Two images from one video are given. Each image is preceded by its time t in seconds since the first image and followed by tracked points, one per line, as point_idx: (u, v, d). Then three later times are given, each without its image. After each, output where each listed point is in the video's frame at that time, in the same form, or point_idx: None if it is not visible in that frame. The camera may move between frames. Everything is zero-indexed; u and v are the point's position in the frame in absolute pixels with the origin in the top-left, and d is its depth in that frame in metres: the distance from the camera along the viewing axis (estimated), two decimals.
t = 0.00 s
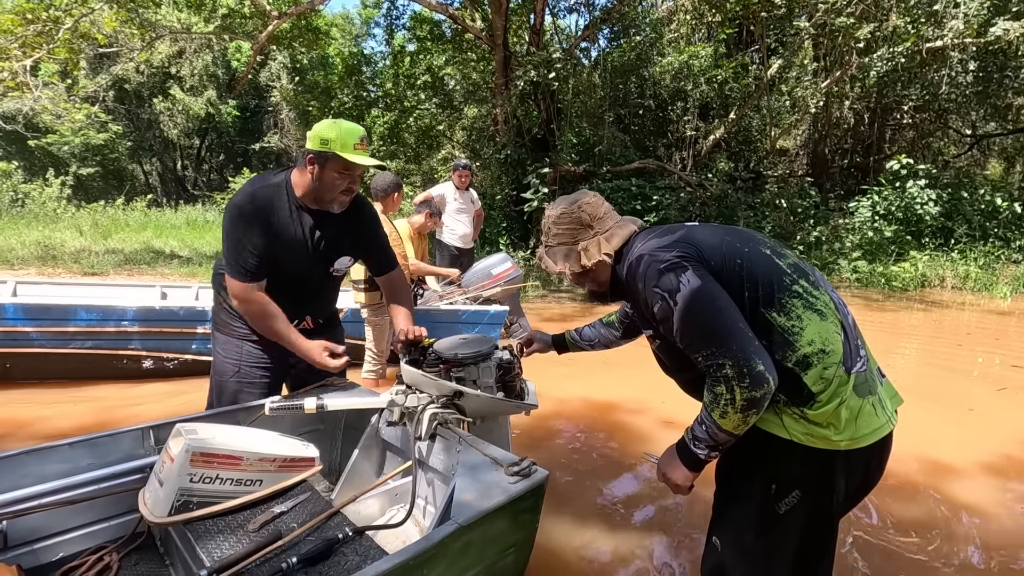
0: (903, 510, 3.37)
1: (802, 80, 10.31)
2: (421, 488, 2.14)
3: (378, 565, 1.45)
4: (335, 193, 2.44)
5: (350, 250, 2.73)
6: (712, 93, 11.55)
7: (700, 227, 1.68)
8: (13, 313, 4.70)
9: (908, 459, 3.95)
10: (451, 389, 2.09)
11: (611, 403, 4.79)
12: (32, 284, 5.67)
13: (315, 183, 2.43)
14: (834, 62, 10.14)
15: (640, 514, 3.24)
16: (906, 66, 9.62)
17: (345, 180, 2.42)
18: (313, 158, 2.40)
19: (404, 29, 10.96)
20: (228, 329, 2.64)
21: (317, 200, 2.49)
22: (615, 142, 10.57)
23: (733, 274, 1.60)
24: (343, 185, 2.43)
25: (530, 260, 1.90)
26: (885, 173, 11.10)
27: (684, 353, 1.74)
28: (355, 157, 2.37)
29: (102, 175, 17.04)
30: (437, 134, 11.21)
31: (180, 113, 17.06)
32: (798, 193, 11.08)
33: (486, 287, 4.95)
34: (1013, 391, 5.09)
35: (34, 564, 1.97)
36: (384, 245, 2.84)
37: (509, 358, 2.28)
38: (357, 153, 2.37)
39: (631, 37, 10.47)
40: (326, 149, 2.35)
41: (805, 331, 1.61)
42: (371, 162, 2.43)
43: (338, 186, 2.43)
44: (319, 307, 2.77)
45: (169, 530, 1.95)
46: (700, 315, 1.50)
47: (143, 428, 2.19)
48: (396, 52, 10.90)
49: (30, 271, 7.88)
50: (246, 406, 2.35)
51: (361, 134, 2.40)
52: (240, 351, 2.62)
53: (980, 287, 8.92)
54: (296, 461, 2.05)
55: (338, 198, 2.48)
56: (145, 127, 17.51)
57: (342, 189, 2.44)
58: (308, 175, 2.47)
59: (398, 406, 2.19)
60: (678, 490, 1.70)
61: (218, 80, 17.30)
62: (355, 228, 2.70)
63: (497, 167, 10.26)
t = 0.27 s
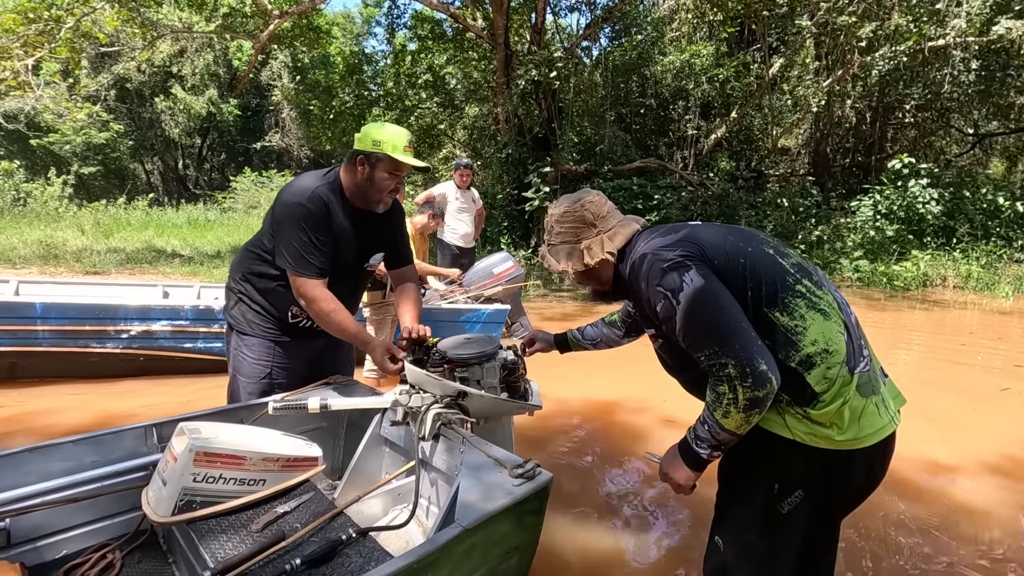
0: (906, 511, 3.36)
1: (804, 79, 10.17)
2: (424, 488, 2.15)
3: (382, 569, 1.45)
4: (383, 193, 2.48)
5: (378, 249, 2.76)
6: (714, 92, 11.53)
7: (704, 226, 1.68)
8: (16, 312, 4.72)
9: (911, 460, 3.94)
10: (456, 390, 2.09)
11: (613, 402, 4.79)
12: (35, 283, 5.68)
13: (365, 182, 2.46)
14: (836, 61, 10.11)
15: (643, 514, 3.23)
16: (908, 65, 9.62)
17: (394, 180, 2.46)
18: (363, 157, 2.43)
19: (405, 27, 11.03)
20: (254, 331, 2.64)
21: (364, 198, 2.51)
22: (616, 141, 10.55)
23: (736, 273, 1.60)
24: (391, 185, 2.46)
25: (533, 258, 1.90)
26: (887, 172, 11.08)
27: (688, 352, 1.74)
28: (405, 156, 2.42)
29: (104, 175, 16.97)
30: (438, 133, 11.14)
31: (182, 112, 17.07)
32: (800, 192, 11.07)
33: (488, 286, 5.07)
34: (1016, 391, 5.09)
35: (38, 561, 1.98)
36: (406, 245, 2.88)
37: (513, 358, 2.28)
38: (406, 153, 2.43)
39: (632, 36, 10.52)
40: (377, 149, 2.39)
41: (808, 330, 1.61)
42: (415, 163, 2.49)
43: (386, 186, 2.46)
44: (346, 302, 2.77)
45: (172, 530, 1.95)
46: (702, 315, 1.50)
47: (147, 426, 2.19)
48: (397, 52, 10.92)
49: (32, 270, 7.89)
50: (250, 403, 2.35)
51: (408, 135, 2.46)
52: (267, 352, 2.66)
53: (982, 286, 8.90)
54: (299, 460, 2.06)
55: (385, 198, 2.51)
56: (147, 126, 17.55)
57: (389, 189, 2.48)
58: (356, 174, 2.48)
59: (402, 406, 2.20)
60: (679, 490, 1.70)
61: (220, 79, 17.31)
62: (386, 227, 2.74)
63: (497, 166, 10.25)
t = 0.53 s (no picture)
0: (911, 511, 3.36)
1: (807, 78, 10.07)
2: (427, 487, 2.15)
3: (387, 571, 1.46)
4: (409, 196, 2.51)
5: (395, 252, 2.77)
6: (716, 91, 11.51)
7: (708, 225, 1.68)
8: (21, 311, 4.73)
9: (915, 460, 3.93)
10: (460, 389, 2.09)
11: (616, 402, 4.78)
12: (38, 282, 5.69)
13: (393, 184, 2.49)
14: (839, 60, 10.06)
15: (646, 513, 3.23)
16: (912, 64, 9.60)
17: (421, 184, 2.49)
18: (395, 159, 2.47)
19: (408, 27, 10.97)
20: (265, 326, 2.65)
21: (392, 200, 2.54)
22: (619, 140, 10.55)
23: (741, 273, 1.60)
24: (418, 190, 2.50)
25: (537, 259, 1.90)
26: (890, 172, 11.06)
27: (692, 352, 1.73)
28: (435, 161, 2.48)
29: (107, 174, 17.06)
30: (440, 133, 11.10)
31: (184, 112, 17.10)
32: (802, 191, 11.06)
33: (489, 285, 5.04)
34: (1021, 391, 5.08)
35: (42, 559, 1.97)
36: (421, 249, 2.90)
37: (517, 358, 2.28)
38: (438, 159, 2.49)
39: (634, 36, 10.50)
40: (410, 154, 2.45)
41: (813, 330, 1.60)
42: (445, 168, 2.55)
43: (411, 190, 2.49)
44: (360, 302, 2.78)
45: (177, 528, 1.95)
46: (707, 314, 1.49)
47: (150, 425, 2.20)
48: (399, 51, 10.93)
49: (36, 270, 7.91)
50: (253, 402, 2.35)
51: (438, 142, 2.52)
52: (277, 348, 2.67)
53: (985, 286, 8.87)
54: (303, 460, 2.06)
55: (411, 201, 2.54)
56: (150, 125, 17.60)
57: (415, 194, 2.50)
58: (385, 176, 2.51)
59: (406, 405, 2.20)
60: (683, 488, 1.70)
61: (222, 79, 17.35)
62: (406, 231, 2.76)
63: (500, 166, 10.25)
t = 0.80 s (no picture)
0: (913, 511, 3.35)
1: (808, 78, 9.98)
2: (428, 487, 2.16)
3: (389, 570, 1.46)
4: (404, 199, 2.49)
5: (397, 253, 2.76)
6: (717, 91, 11.50)
7: (710, 225, 1.68)
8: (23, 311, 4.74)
9: (917, 460, 3.93)
10: (461, 389, 2.09)
11: (617, 402, 4.78)
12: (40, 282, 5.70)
13: (388, 186, 2.48)
14: (840, 60, 10.02)
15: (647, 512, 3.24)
16: (913, 64, 9.59)
17: (415, 187, 2.46)
18: (390, 161, 2.46)
19: (408, 27, 10.96)
20: (266, 323, 2.66)
21: (388, 203, 2.53)
22: (620, 139, 10.54)
23: (744, 272, 1.59)
24: (412, 193, 2.47)
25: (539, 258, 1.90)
26: (891, 171, 11.05)
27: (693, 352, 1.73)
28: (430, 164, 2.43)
29: (108, 174, 17.08)
30: (440, 132, 11.20)
31: (185, 112, 17.09)
32: (803, 191, 11.06)
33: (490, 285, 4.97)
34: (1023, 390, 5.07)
35: (44, 558, 1.97)
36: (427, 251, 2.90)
37: (519, 358, 2.28)
38: (433, 162, 2.44)
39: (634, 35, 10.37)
40: (402, 155, 2.42)
41: (814, 329, 1.60)
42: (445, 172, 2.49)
43: (406, 194, 2.47)
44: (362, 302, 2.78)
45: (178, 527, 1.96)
46: (709, 313, 1.49)
47: (152, 424, 2.21)
48: (400, 51, 10.92)
49: (37, 269, 7.91)
50: (254, 401, 2.36)
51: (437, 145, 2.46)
52: (277, 346, 2.67)
53: (987, 286, 8.85)
54: (305, 459, 2.06)
55: (406, 204, 2.52)
56: (151, 125, 17.59)
57: (412, 196, 2.49)
58: (381, 178, 2.50)
59: (408, 404, 2.21)
60: (684, 487, 1.70)
61: (223, 79, 17.35)
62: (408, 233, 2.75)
63: (501, 166, 10.25)
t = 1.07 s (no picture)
0: (914, 511, 3.35)
1: (809, 77, 9.94)
2: (429, 487, 2.16)
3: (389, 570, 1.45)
4: (373, 204, 2.46)
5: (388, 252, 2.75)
6: (718, 91, 11.51)
7: (711, 226, 1.68)
8: (24, 312, 4.75)
9: (918, 460, 3.92)
10: (462, 389, 2.09)
11: (618, 402, 4.78)
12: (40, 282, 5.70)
13: (358, 190, 2.46)
14: (841, 60, 9.99)
15: (648, 512, 3.24)
16: (914, 63, 9.59)
17: (383, 192, 2.43)
18: (356, 167, 2.44)
19: (409, 27, 10.97)
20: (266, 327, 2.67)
21: (360, 206, 2.51)
22: (620, 139, 10.55)
23: (744, 273, 1.59)
24: (381, 198, 2.45)
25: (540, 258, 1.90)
26: (892, 171, 11.05)
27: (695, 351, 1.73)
28: (393, 167, 2.38)
29: (109, 175, 17.11)
30: (441, 133, 11.27)
31: (186, 112, 17.11)
32: (804, 191, 11.07)
33: (491, 285, 5.01)
34: None
35: (46, 558, 1.97)
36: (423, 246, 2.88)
37: (519, 358, 2.28)
38: (398, 165, 2.39)
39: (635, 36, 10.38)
40: (366, 159, 2.39)
41: (816, 330, 1.60)
42: (411, 173, 2.43)
43: (376, 199, 2.45)
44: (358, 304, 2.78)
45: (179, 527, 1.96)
46: (711, 314, 1.49)
47: (153, 424, 2.21)
48: (400, 51, 10.93)
49: (38, 270, 7.92)
50: (255, 402, 2.36)
51: (403, 145, 2.40)
52: (277, 349, 2.67)
53: (988, 286, 8.84)
54: (305, 459, 2.06)
55: (378, 208, 2.49)
56: (152, 126, 17.61)
57: (380, 201, 2.46)
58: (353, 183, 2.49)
59: (408, 404, 2.21)
60: (686, 488, 1.70)
61: (224, 79, 17.38)
62: (395, 231, 2.72)
63: (502, 166, 10.25)
